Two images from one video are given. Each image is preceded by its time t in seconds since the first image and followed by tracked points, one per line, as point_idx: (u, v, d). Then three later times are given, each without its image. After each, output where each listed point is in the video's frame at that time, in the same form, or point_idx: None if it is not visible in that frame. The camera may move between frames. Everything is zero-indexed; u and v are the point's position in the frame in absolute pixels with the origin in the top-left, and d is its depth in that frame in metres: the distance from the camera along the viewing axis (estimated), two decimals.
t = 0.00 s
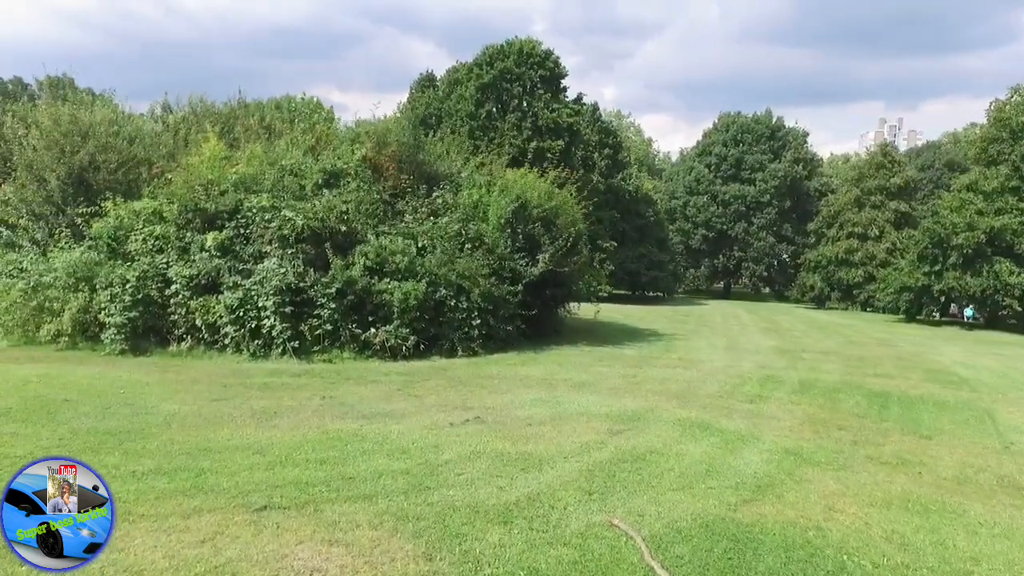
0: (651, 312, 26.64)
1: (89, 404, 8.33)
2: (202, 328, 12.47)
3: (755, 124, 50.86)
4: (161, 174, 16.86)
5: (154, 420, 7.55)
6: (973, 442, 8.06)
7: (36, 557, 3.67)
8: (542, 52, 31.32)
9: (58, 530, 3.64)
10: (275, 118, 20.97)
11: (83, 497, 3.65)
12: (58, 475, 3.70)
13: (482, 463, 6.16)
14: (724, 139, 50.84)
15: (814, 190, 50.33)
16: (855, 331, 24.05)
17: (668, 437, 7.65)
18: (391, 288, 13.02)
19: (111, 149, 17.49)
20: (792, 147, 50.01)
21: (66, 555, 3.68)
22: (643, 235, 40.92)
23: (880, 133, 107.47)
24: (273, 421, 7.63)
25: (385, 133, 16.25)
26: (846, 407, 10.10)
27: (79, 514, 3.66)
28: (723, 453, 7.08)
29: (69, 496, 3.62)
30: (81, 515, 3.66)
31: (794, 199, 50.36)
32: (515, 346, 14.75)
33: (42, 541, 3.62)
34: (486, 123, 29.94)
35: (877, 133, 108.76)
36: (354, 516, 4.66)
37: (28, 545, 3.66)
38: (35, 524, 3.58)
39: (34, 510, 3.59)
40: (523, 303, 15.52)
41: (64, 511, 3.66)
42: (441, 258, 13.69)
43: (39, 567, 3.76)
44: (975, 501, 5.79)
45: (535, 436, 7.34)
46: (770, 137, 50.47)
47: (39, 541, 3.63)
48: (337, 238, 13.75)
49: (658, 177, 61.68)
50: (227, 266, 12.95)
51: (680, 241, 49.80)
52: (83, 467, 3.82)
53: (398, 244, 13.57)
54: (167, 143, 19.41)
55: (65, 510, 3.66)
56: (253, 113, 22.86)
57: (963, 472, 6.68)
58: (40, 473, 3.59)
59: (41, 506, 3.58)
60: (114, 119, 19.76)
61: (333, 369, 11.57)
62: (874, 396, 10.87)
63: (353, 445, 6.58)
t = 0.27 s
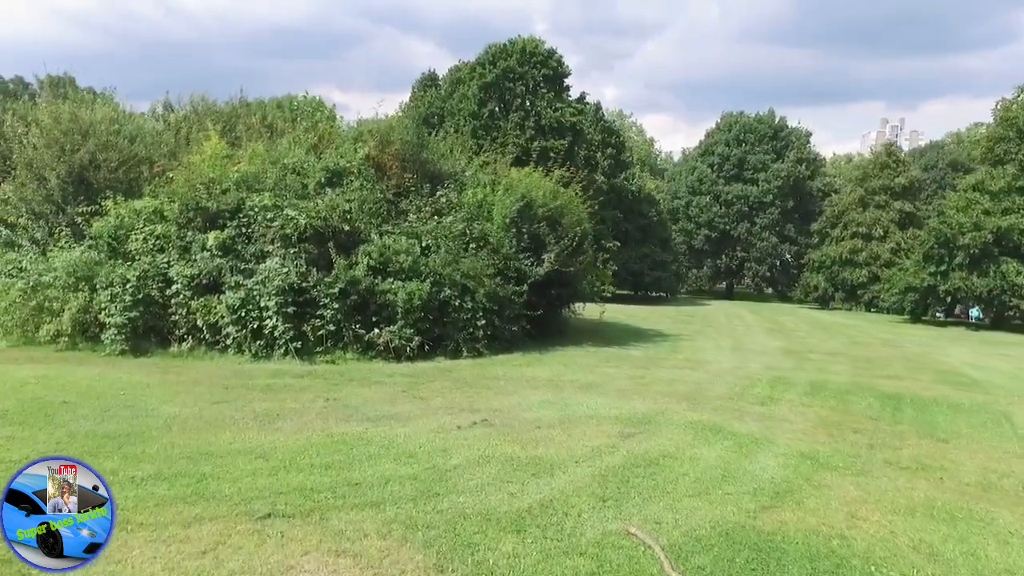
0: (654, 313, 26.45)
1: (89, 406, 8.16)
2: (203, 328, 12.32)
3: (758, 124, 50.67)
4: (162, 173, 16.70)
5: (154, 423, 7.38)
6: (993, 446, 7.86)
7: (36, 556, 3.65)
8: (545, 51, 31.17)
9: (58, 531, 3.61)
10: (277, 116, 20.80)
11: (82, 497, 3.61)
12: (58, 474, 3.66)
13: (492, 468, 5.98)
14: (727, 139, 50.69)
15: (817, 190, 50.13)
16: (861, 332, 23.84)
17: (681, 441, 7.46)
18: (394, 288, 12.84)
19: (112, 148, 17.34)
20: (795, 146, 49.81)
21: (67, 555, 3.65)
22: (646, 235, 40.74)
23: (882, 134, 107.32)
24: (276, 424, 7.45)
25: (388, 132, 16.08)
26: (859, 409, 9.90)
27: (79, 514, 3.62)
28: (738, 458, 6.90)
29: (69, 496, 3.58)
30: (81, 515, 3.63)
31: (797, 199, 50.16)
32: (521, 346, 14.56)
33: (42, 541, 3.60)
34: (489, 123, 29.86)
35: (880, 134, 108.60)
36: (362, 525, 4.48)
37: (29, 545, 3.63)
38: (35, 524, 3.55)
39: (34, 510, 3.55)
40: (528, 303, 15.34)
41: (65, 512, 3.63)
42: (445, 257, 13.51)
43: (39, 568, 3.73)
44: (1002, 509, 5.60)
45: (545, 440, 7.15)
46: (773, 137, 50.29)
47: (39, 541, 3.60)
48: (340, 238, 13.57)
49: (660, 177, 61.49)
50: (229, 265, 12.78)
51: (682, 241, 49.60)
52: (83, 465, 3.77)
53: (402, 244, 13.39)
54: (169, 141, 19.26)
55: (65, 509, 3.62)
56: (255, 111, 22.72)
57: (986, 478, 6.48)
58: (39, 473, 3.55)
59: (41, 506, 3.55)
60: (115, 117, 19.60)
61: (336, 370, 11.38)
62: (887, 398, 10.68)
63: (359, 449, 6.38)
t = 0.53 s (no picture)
0: (661, 313, 26.23)
1: (89, 407, 7.99)
2: (207, 328, 12.17)
3: (764, 123, 50.38)
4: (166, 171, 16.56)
5: (156, 425, 7.21)
6: (1016, 452, 7.63)
7: (36, 557, 3.63)
8: (550, 50, 30.98)
9: (58, 531, 3.60)
10: (281, 114, 20.64)
11: (82, 497, 3.61)
12: (58, 475, 3.65)
13: (502, 474, 5.80)
14: (732, 138, 50.44)
15: (823, 190, 49.83)
16: (870, 333, 23.58)
17: (695, 445, 7.26)
18: (400, 288, 12.66)
19: (116, 146, 17.20)
20: (801, 146, 49.50)
21: (66, 555, 3.64)
22: (652, 235, 40.51)
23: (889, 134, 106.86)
24: (280, 426, 7.27)
25: (393, 130, 15.91)
26: (875, 412, 9.69)
27: (79, 514, 3.62)
28: (755, 463, 6.69)
29: (69, 496, 3.58)
30: (81, 515, 3.62)
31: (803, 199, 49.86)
32: (528, 347, 14.37)
33: (42, 541, 3.58)
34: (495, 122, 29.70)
35: (886, 134, 108.13)
36: (369, 535, 4.30)
37: (28, 545, 3.62)
38: (35, 524, 3.54)
39: (34, 510, 3.55)
40: (535, 303, 15.15)
41: (64, 512, 3.62)
42: (452, 257, 13.33)
43: (38, 568, 3.71)
44: None
45: (556, 444, 6.97)
46: (779, 137, 49.99)
47: (38, 541, 3.59)
48: (345, 236, 13.39)
49: (665, 177, 61.22)
50: (233, 264, 12.61)
51: (688, 241, 49.33)
52: (83, 466, 3.77)
53: (408, 243, 13.21)
54: (173, 140, 19.11)
55: (65, 510, 3.62)
56: (259, 110, 22.58)
57: (1013, 486, 6.26)
58: (39, 473, 3.55)
59: (41, 506, 3.55)
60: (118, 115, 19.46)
61: (341, 371, 11.21)
62: (902, 400, 10.45)
63: (365, 453, 6.20)
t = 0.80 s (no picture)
0: (669, 314, 26.02)
1: (93, 411, 7.85)
2: (213, 329, 12.04)
3: (772, 123, 50.06)
4: (172, 171, 16.45)
5: (160, 429, 7.07)
6: None
7: (36, 557, 3.68)
8: (558, 49, 30.79)
9: (58, 531, 3.65)
10: (288, 114, 20.50)
11: (82, 497, 3.66)
12: (59, 475, 3.71)
13: (515, 483, 5.63)
14: (740, 138, 50.11)
15: (832, 190, 49.48)
16: (881, 335, 23.31)
17: (712, 452, 7.08)
18: (408, 289, 12.50)
19: (122, 145, 17.10)
20: (810, 146, 49.15)
21: (66, 555, 3.68)
22: (660, 235, 40.27)
23: (897, 134, 106.21)
24: (287, 431, 7.12)
25: (401, 129, 15.76)
26: (894, 417, 9.46)
27: (79, 514, 3.67)
28: (775, 471, 6.50)
29: (70, 496, 3.63)
30: (80, 515, 3.67)
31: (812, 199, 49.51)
32: (537, 349, 14.19)
33: (42, 541, 3.63)
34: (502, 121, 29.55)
35: (894, 134, 107.55)
36: (378, 550, 4.15)
37: (29, 545, 3.66)
38: (35, 524, 3.60)
39: (34, 510, 3.60)
40: (544, 305, 14.97)
41: (65, 512, 3.67)
42: (460, 257, 13.16)
43: (39, 568, 3.76)
44: None
45: (569, 451, 6.79)
46: (787, 137, 49.68)
47: (39, 541, 3.64)
48: (352, 237, 13.25)
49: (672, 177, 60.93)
50: (239, 265, 12.47)
51: (695, 242, 49.04)
52: (82, 467, 3.82)
53: (416, 244, 13.05)
54: (179, 139, 19.00)
55: (65, 510, 3.67)
56: (266, 110, 22.46)
57: None
58: (40, 473, 3.61)
59: (41, 506, 3.60)
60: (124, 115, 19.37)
61: (348, 373, 11.04)
62: (921, 405, 10.23)
63: (374, 460, 6.04)
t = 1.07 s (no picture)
0: (677, 314, 25.81)
1: (98, 412, 7.70)
2: (219, 328, 11.90)
3: (779, 122, 49.76)
4: (179, 169, 16.32)
5: (166, 431, 6.92)
6: None
7: (35, 557, 3.56)
8: (566, 48, 30.55)
9: (58, 531, 3.53)
10: (294, 112, 20.35)
11: (83, 497, 3.54)
12: (58, 474, 3.58)
13: (529, 488, 5.45)
14: (748, 137, 49.73)
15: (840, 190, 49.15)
16: (893, 335, 23.06)
17: (730, 456, 6.89)
18: (416, 288, 12.33)
19: (128, 143, 16.98)
20: (818, 145, 48.80)
21: (67, 555, 3.57)
22: (667, 235, 40.03)
23: (904, 133, 105.75)
24: (294, 433, 6.95)
25: (409, 127, 15.60)
26: (914, 419, 9.24)
27: (79, 514, 3.55)
28: (798, 475, 6.30)
29: (69, 496, 3.51)
30: (81, 515, 3.55)
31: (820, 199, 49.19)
32: (546, 350, 14.02)
33: (42, 541, 3.52)
34: (509, 120, 29.38)
35: (901, 134, 107.06)
36: (392, 559, 3.98)
37: (28, 545, 3.55)
38: (35, 524, 3.47)
39: (34, 510, 3.48)
40: (554, 305, 14.79)
41: (65, 511, 3.55)
42: (469, 256, 12.99)
43: (39, 568, 3.66)
44: None
45: (583, 455, 6.61)
46: (795, 136, 49.36)
47: (38, 541, 3.53)
48: (359, 236, 13.08)
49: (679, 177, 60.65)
50: (245, 264, 12.32)
51: (702, 242, 48.77)
52: (82, 465, 3.69)
53: (424, 242, 12.89)
54: (185, 138, 18.87)
55: (65, 510, 3.55)
56: (272, 108, 22.31)
57: None
58: (39, 473, 3.48)
59: (41, 506, 3.48)
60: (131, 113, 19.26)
61: (356, 374, 10.88)
62: (940, 407, 10.01)
63: (384, 464, 5.86)
